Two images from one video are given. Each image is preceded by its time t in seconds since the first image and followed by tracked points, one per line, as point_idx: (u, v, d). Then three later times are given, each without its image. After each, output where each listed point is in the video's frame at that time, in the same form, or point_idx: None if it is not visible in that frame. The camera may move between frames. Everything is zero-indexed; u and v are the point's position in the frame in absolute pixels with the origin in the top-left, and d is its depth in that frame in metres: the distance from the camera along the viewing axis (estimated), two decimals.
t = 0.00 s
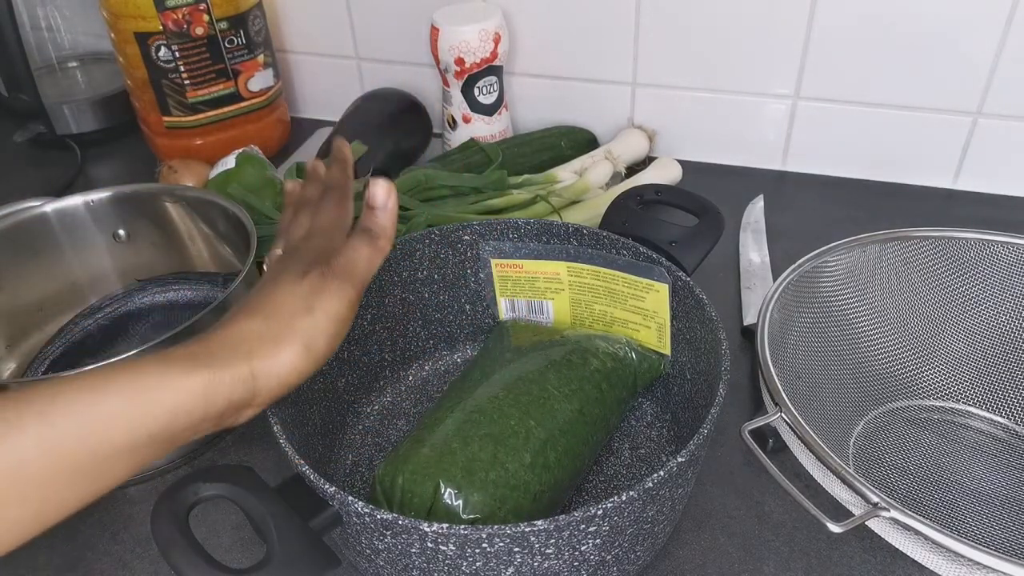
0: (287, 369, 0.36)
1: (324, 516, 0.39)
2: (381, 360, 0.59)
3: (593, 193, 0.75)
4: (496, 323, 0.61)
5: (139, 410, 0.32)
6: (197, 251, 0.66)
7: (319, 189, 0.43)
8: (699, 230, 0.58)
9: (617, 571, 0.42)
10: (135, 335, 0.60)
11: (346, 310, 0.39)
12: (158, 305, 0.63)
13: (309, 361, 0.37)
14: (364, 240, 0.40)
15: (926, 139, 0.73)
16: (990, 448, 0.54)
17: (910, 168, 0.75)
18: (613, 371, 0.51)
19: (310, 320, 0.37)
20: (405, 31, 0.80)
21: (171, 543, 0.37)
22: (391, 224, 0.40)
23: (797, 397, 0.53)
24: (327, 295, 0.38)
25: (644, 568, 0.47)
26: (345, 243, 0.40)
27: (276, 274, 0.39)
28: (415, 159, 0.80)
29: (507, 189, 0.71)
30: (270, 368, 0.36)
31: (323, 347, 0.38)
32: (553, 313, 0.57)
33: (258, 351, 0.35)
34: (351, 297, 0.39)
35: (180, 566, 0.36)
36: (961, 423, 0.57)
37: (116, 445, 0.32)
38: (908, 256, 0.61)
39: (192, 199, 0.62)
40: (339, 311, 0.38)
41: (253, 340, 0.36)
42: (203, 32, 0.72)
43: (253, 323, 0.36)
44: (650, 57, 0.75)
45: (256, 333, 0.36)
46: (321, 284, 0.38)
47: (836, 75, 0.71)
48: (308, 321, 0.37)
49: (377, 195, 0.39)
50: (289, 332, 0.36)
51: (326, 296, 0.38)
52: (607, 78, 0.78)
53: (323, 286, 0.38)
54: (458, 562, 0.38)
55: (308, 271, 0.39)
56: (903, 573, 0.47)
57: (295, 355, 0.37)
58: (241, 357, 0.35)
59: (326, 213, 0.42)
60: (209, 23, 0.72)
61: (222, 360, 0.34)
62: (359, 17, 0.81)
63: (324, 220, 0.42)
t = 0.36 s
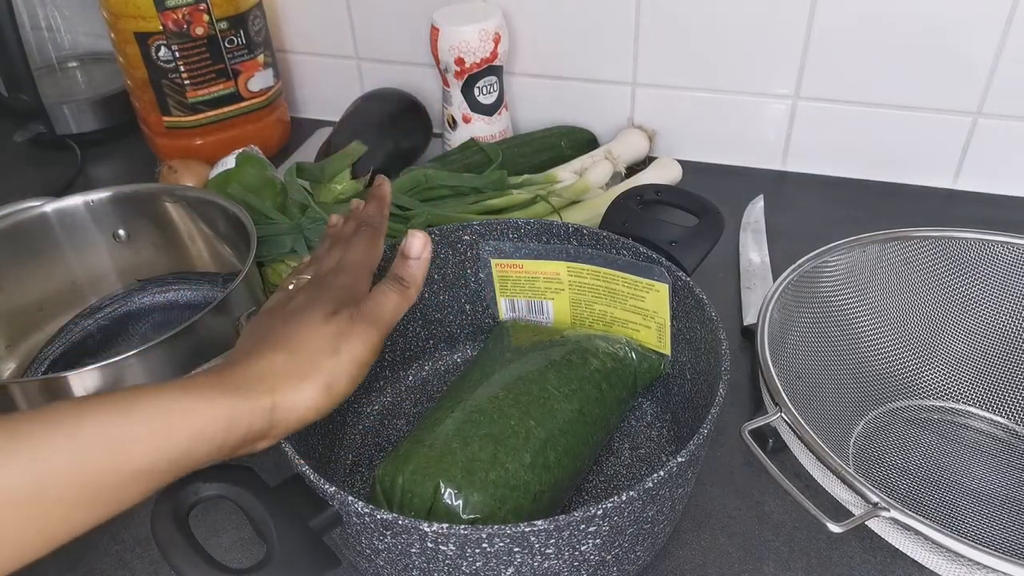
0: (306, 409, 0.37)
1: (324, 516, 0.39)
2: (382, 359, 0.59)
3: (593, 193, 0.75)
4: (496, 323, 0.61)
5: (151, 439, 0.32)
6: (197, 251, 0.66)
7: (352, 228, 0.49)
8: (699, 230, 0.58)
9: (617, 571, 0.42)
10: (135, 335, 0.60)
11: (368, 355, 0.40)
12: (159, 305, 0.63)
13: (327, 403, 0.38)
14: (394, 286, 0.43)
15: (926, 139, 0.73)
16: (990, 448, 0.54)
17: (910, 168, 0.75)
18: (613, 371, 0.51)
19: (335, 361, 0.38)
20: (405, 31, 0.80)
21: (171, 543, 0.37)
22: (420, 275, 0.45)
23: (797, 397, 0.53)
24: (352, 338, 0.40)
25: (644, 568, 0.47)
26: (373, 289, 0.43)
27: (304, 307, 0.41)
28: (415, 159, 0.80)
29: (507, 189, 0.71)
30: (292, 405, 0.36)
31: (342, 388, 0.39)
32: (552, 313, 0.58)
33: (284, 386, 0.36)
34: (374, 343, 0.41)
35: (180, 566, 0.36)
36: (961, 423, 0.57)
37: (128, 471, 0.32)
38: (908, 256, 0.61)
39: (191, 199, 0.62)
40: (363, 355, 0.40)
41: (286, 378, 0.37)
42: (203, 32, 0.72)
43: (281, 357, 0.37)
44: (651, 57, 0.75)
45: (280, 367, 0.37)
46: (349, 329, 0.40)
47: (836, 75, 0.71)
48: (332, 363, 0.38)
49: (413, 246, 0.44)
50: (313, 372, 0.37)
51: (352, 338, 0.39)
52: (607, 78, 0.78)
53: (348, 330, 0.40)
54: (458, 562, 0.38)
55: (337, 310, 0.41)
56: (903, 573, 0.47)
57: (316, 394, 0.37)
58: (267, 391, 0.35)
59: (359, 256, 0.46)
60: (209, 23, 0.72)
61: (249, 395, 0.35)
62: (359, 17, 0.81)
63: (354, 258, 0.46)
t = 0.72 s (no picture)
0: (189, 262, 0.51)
1: (324, 516, 0.39)
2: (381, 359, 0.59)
3: (593, 193, 0.75)
4: (496, 323, 0.61)
5: (29, 303, 0.42)
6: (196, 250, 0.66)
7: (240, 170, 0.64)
8: (699, 230, 0.58)
9: (617, 571, 0.42)
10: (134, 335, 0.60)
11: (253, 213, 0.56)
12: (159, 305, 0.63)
13: (202, 272, 0.52)
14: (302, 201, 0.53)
15: (926, 138, 0.73)
16: (990, 448, 0.54)
17: (910, 168, 0.75)
18: (613, 371, 0.51)
19: (216, 216, 0.53)
20: (405, 31, 0.80)
21: (171, 542, 0.37)
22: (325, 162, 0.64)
23: (797, 397, 0.53)
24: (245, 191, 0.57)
25: (644, 568, 0.47)
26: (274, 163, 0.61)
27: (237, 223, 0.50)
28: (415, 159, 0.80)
29: (506, 189, 0.71)
30: (169, 254, 0.50)
31: (220, 247, 0.52)
32: (552, 313, 0.58)
33: (161, 249, 0.49)
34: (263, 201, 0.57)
35: (180, 566, 0.36)
36: (961, 423, 0.57)
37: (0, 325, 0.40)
38: (908, 256, 0.61)
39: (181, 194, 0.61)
40: (251, 213, 0.56)
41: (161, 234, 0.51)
42: (203, 32, 0.72)
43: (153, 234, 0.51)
44: (650, 56, 0.75)
45: (146, 239, 0.50)
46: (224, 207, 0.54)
47: (836, 75, 0.71)
48: (209, 230, 0.52)
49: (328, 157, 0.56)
50: (191, 239, 0.51)
51: (244, 198, 0.56)
52: (606, 78, 0.78)
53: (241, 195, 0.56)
54: (458, 562, 0.38)
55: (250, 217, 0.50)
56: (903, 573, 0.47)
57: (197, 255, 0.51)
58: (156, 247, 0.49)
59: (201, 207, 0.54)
60: (209, 23, 0.72)
61: (78, 264, 0.44)
62: (359, 17, 0.81)
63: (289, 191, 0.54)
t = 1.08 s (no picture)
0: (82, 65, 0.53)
1: (324, 516, 0.39)
2: (381, 358, 0.59)
3: (593, 193, 0.75)
4: (496, 323, 0.61)
5: None
6: (197, 251, 0.66)
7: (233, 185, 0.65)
8: (700, 230, 0.58)
9: (617, 571, 0.42)
10: (135, 335, 0.60)
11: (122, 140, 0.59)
12: (160, 306, 0.63)
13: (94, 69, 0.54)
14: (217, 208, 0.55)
15: (926, 138, 0.73)
16: (990, 448, 0.54)
17: (910, 168, 0.75)
18: (613, 371, 0.51)
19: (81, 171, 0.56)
20: (406, 32, 0.80)
21: (171, 542, 0.37)
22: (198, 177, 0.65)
23: (797, 397, 0.53)
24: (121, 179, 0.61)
25: (644, 568, 0.47)
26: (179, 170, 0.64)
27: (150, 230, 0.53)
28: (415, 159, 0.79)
29: (506, 189, 0.71)
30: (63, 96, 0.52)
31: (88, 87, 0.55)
32: (552, 313, 0.58)
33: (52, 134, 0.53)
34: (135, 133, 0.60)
35: (180, 566, 0.36)
36: (961, 423, 0.57)
37: None
38: (908, 256, 0.61)
39: (191, 199, 0.62)
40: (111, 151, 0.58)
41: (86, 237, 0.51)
42: (203, 32, 0.72)
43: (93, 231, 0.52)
44: (651, 56, 0.75)
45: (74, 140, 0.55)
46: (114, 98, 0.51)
47: (836, 75, 0.71)
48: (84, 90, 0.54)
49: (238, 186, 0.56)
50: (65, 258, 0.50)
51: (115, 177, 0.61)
52: (606, 78, 0.78)
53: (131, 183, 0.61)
54: (458, 562, 0.38)
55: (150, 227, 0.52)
56: (904, 573, 0.47)
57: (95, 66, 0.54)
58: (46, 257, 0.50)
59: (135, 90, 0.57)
60: (209, 23, 0.72)
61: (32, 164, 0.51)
62: (359, 17, 0.81)
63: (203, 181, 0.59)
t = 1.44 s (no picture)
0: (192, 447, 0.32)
1: (324, 515, 0.39)
2: (381, 357, 0.59)
3: (593, 193, 0.75)
4: (496, 323, 0.61)
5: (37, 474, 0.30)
6: (197, 251, 0.66)
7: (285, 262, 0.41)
8: (700, 229, 0.58)
9: (617, 571, 0.42)
10: (134, 335, 0.60)
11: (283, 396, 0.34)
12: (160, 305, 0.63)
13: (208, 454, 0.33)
14: (322, 323, 0.36)
15: (926, 138, 0.73)
16: (990, 448, 0.54)
17: (910, 168, 0.75)
18: (613, 371, 0.51)
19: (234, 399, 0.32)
20: (406, 32, 0.80)
21: (171, 543, 0.37)
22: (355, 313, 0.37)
23: (797, 396, 0.53)
24: (265, 371, 0.34)
25: (644, 568, 0.47)
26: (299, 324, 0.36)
27: (214, 341, 0.34)
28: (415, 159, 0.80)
29: (506, 189, 0.71)
30: (171, 448, 0.31)
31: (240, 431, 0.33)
32: (552, 313, 0.58)
33: (165, 420, 0.31)
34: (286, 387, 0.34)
35: (180, 566, 0.36)
36: (961, 423, 0.57)
37: (53, 487, 0.30)
38: (908, 256, 0.61)
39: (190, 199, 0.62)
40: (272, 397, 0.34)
41: (225, 387, 0.32)
42: (203, 32, 0.72)
43: (185, 365, 0.33)
44: (651, 57, 0.75)
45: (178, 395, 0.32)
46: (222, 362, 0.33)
47: (837, 75, 0.71)
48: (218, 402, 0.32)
49: (348, 279, 0.37)
50: (208, 410, 0.32)
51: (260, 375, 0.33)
52: (607, 78, 0.78)
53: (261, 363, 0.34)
54: (458, 562, 0.38)
55: (248, 345, 0.34)
56: (904, 573, 0.47)
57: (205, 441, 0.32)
58: (210, 406, 0.32)
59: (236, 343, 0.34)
60: (209, 23, 0.72)
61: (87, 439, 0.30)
62: (359, 17, 0.81)
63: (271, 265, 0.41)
